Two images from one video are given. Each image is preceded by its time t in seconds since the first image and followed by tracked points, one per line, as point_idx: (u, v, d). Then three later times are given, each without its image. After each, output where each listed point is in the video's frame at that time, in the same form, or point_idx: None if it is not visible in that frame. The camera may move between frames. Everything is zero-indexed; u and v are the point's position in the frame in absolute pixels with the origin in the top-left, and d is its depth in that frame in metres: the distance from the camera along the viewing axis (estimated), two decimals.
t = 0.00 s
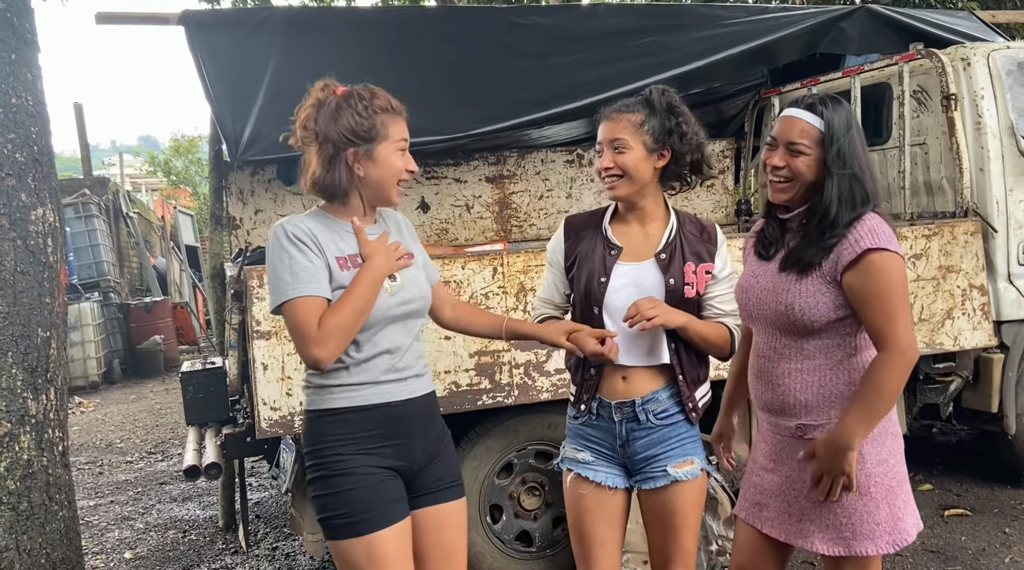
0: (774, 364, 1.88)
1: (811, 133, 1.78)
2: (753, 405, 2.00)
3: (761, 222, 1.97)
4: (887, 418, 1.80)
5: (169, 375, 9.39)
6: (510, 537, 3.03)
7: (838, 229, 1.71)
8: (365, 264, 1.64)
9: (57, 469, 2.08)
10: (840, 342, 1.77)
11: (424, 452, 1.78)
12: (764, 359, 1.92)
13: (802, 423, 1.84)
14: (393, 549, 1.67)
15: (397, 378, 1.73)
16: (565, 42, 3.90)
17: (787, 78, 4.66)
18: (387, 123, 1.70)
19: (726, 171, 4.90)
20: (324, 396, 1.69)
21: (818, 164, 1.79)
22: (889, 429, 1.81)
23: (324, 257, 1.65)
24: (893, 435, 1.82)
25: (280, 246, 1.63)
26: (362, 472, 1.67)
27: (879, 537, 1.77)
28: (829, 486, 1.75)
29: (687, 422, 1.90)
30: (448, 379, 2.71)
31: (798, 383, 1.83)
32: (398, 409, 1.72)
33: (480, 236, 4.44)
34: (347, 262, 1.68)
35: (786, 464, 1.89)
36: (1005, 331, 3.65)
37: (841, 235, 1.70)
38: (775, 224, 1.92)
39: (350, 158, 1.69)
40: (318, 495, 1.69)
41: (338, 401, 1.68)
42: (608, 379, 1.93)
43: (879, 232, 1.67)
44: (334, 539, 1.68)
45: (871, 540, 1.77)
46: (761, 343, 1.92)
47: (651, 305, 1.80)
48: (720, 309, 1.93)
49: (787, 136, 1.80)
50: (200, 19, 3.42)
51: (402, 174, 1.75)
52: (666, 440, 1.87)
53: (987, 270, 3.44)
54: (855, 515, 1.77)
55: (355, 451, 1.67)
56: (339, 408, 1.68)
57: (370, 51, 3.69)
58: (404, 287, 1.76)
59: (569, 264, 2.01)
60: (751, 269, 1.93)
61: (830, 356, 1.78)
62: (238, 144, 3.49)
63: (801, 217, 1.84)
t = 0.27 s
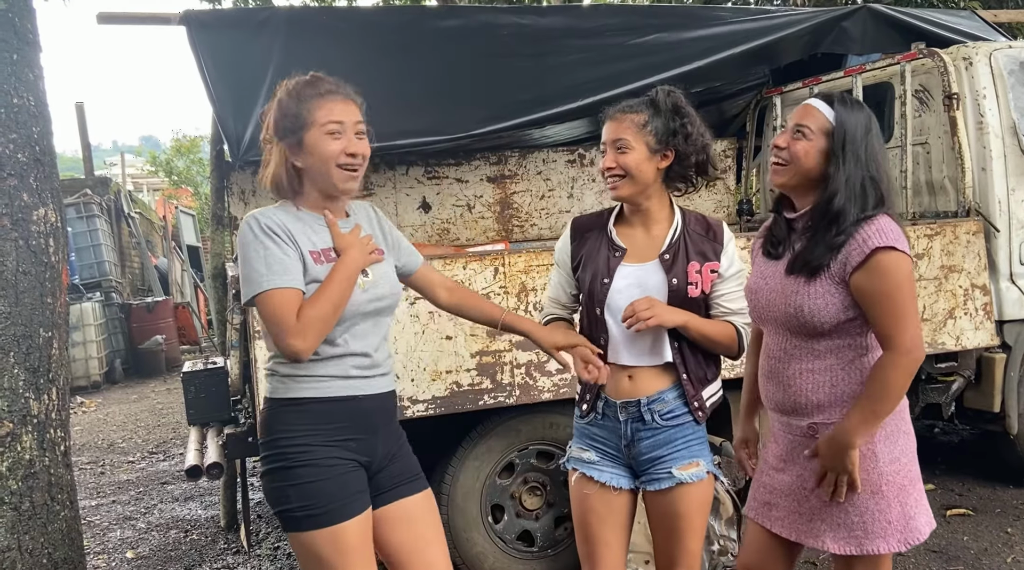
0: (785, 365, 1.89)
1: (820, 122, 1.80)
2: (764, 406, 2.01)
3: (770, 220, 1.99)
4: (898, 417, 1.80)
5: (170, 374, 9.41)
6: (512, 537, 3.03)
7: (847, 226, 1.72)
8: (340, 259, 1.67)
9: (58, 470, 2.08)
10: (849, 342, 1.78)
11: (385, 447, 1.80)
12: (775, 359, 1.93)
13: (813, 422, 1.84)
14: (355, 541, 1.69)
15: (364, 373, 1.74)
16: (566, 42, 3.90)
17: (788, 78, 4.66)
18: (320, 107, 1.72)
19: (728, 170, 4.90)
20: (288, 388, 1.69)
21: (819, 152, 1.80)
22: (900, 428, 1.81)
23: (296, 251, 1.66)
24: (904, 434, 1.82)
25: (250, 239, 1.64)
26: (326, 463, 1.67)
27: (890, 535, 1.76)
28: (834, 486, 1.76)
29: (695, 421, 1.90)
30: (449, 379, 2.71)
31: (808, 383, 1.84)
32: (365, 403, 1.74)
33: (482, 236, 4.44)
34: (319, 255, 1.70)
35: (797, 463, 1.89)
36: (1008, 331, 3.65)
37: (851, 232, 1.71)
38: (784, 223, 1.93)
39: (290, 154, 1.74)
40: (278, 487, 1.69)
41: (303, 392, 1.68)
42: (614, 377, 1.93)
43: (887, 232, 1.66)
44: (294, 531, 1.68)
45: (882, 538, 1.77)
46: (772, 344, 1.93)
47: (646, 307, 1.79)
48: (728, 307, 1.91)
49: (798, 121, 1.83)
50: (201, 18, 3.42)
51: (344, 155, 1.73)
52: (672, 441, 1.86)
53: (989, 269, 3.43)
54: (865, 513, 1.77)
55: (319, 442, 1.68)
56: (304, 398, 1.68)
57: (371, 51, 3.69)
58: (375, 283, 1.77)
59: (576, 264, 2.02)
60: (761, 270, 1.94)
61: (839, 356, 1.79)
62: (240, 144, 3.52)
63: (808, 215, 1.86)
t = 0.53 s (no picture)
0: (794, 366, 1.90)
1: (834, 120, 1.81)
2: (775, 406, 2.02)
3: (777, 221, 2.01)
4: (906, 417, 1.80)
5: (172, 375, 9.42)
6: (513, 537, 3.03)
7: (855, 228, 1.73)
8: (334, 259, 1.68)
9: (60, 470, 2.09)
10: (858, 344, 1.78)
11: (377, 444, 1.81)
12: (785, 361, 1.94)
13: (822, 421, 1.85)
14: (346, 536, 1.68)
15: (358, 368, 1.76)
16: (566, 42, 3.90)
17: (790, 78, 4.66)
18: (289, 119, 1.74)
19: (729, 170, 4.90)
20: (281, 382, 1.71)
21: (830, 150, 1.81)
22: (910, 428, 1.80)
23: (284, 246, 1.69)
24: (914, 434, 1.81)
25: (241, 233, 1.66)
26: (318, 457, 1.68)
27: (899, 534, 1.76)
28: (838, 492, 1.76)
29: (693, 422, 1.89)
30: (450, 380, 2.71)
31: (817, 384, 1.85)
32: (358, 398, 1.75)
33: (483, 236, 4.44)
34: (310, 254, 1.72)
35: (806, 463, 1.89)
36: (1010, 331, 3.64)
37: (859, 234, 1.72)
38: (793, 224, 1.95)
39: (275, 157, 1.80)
40: (270, 481, 1.69)
41: (297, 386, 1.70)
42: (613, 378, 1.93)
43: (892, 238, 1.68)
44: (285, 526, 1.67)
45: (891, 538, 1.76)
46: (783, 346, 1.95)
47: (640, 310, 1.79)
48: (729, 309, 1.88)
49: (813, 117, 1.85)
50: (202, 19, 3.42)
51: (310, 166, 1.74)
52: (669, 443, 1.86)
53: (991, 269, 3.43)
54: (874, 512, 1.77)
55: (312, 437, 1.68)
56: (299, 392, 1.69)
57: (372, 52, 3.70)
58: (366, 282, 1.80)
59: (578, 264, 2.02)
60: (771, 272, 1.96)
61: (849, 357, 1.80)
62: (241, 145, 3.53)
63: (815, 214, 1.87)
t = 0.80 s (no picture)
0: (798, 361, 1.92)
1: (843, 118, 1.84)
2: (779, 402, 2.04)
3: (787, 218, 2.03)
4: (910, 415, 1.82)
5: (173, 375, 9.42)
6: (514, 538, 3.03)
7: (862, 223, 1.76)
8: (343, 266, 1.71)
9: (62, 470, 2.09)
10: (861, 341, 1.80)
11: (381, 443, 1.85)
12: (788, 357, 1.96)
13: (825, 417, 1.87)
14: (359, 530, 1.71)
15: (360, 373, 1.78)
16: (567, 42, 3.90)
17: (791, 78, 4.66)
18: (319, 125, 1.76)
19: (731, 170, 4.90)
20: (287, 388, 1.73)
21: (839, 148, 1.84)
22: (914, 426, 1.82)
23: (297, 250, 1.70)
24: (919, 432, 1.82)
25: (256, 238, 1.67)
26: (329, 458, 1.71)
27: (903, 532, 1.77)
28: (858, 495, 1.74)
29: (691, 423, 1.88)
30: (452, 380, 2.71)
31: (820, 379, 1.87)
32: (363, 399, 1.78)
33: (484, 237, 4.44)
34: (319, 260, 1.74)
35: (810, 460, 1.91)
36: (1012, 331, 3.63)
37: (866, 229, 1.74)
38: (801, 221, 1.97)
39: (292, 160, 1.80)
40: (284, 484, 1.72)
41: (303, 392, 1.72)
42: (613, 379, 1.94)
43: (898, 235, 1.70)
44: (302, 526, 1.70)
45: (894, 535, 1.78)
46: (786, 344, 1.97)
47: (635, 311, 1.79)
48: (730, 309, 1.87)
49: (823, 115, 1.88)
50: (203, 19, 3.42)
51: (336, 174, 1.76)
52: (670, 444, 1.86)
53: (993, 270, 3.42)
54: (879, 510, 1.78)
55: (323, 438, 1.72)
56: (307, 397, 1.72)
57: (374, 52, 3.70)
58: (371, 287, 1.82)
59: (579, 263, 2.03)
60: (777, 268, 1.99)
61: (851, 354, 1.82)
62: (242, 145, 3.54)
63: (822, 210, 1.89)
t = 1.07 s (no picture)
0: (804, 355, 1.99)
1: (852, 120, 1.90)
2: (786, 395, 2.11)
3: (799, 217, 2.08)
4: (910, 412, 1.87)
5: (174, 376, 9.43)
6: (515, 538, 3.03)
7: (866, 219, 1.81)
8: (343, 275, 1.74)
9: (63, 471, 2.09)
10: (864, 336, 1.86)
11: (380, 441, 1.85)
12: (795, 350, 2.03)
13: (827, 411, 1.94)
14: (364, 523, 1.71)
15: (359, 376, 1.79)
16: (567, 44, 3.91)
17: (792, 79, 4.66)
18: (351, 132, 1.77)
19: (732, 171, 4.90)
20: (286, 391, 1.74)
21: (848, 147, 1.89)
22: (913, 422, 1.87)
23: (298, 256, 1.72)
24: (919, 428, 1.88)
25: (259, 243, 1.68)
26: (332, 456, 1.72)
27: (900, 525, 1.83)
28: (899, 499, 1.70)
29: (690, 425, 1.87)
30: (452, 381, 2.71)
31: (823, 373, 1.93)
32: (361, 401, 1.79)
33: (485, 237, 4.44)
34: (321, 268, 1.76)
35: (814, 452, 1.99)
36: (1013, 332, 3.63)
37: (871, 225, 1.80)
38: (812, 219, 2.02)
39: (313, 163, 1.77)
40: (289, 483, 1.72)
41: (305, 395, 1.73)
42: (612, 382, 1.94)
43: (900, 231, 1.74)
44: (308, 524, 1.71)
45: (890, 527, 1.84)
46: (794, 337, 2.03)
47: (632, 316, 1.79)
48: (729, 309, 1.87)
49: (833, 116, 1.94)
50: (204, 21, 3.43)
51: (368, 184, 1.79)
52: (670, 446, 1.85)
53: (993, 270, 3.42)
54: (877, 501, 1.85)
55: (326, 437, 1.72)
56: (310, 400, 1.73)
57: (375, 53, 3.70)
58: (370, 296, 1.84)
59: (577, 265, 2.03)
60: (788, 264, 2.06)
61: (854, 348, 1.88)
62: (243, 146, 3.52)
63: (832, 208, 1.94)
